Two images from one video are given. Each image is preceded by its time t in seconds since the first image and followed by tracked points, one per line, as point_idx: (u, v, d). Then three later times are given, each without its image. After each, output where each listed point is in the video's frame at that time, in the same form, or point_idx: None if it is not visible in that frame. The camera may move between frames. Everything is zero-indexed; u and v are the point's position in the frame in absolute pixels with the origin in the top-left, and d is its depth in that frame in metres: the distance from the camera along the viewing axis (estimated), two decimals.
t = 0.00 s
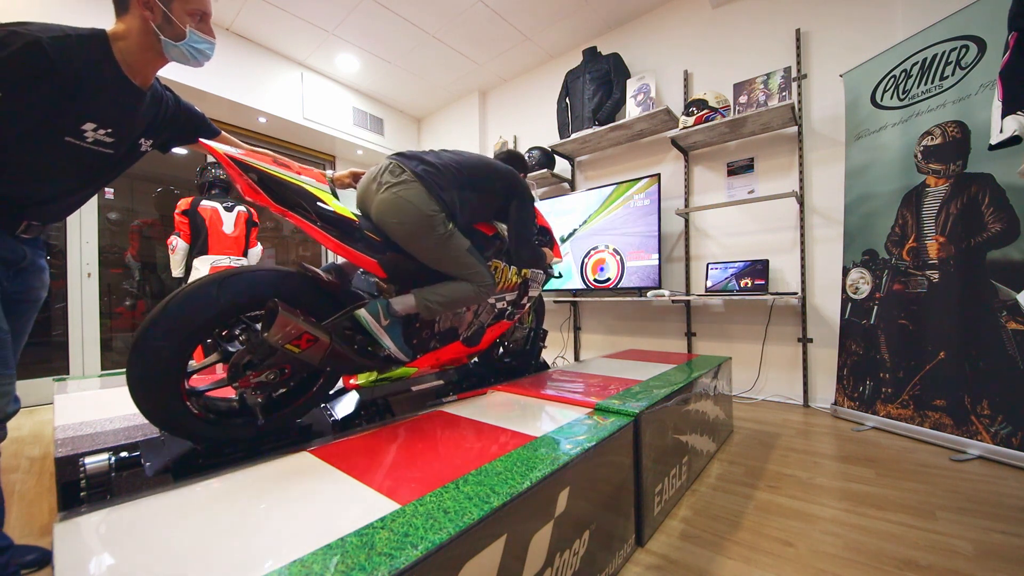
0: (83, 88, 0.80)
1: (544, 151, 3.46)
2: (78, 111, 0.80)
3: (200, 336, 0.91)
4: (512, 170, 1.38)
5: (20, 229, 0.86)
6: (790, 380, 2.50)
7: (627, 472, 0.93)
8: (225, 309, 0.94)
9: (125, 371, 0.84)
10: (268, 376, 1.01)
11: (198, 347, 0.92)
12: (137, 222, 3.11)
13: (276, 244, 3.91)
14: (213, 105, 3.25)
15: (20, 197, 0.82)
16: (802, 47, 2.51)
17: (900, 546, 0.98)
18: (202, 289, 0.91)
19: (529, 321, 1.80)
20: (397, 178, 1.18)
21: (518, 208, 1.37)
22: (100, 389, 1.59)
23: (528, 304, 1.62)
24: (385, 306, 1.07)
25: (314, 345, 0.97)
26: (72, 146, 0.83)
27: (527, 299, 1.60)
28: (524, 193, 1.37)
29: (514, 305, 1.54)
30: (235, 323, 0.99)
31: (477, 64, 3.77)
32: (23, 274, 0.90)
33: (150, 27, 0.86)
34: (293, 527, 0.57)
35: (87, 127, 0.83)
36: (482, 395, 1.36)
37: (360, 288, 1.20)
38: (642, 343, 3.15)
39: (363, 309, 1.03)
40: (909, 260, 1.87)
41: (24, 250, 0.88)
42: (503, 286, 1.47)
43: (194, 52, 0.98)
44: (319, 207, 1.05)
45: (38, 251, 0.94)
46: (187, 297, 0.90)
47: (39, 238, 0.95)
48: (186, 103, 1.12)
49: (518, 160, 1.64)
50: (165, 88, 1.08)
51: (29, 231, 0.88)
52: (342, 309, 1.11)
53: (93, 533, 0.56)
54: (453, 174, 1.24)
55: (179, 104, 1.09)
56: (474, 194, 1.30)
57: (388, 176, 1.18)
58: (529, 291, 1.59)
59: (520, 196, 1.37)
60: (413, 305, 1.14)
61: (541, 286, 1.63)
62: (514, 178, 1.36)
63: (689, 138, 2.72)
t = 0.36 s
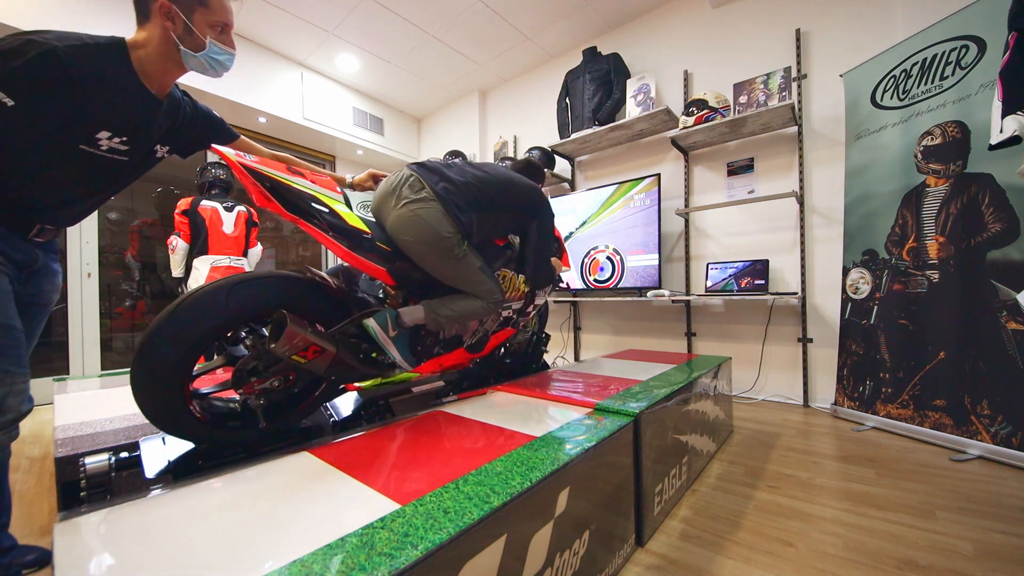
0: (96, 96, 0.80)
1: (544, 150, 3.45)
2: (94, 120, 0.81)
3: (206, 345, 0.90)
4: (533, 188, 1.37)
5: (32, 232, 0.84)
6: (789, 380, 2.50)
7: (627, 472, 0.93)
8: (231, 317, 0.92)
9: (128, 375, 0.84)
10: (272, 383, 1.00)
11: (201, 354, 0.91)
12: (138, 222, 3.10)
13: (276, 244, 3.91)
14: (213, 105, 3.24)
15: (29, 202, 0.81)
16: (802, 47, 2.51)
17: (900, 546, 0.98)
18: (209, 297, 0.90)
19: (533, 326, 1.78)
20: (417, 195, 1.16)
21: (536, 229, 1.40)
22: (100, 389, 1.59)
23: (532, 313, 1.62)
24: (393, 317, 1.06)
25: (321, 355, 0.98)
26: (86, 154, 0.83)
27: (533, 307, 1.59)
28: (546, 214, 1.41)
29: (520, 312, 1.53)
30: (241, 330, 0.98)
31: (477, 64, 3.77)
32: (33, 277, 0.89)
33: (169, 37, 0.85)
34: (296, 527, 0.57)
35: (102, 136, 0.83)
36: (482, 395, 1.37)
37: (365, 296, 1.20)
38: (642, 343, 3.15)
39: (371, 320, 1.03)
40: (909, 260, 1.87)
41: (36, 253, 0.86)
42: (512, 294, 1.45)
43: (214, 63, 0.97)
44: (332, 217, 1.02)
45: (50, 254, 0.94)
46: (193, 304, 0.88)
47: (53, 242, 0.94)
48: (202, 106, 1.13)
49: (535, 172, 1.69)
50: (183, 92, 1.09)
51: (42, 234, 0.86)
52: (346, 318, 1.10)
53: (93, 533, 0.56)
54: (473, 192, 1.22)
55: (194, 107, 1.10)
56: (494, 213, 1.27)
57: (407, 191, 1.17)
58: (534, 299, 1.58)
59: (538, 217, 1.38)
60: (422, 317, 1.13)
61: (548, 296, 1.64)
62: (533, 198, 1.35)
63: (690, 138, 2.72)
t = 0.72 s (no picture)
0: (108, 103, 0.80)
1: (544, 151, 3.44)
2: (105, 128, 0.81)
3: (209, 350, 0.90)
4: (546, 200, 1.35)
5: (42, 236, 0.83)
6: (789, 379, 2.50)
7: (627, 472, 0.93)
8: (231, 325, 0.91)
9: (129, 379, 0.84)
10: (272, 390, 1.01)
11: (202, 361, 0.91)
12: (138, 222, 3.09)
13: (276, 244, 3.91)
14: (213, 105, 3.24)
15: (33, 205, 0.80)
16: (803, 47, 2.51)
17: (900, 546, 0.98)
18: (209, 305, 0.89)
19: (535, 330, 1.77)
20: (429, 206, 1.14)
21: (549, 245, 1.38)
22: (100, 389, 1.59)
23: (537, 320, 1.62)
24: (398, 326, 1.05)
25: (322, 365, 0.99)
26: (96, 161, 0.83)
27: (537, 312, 1.58)
28: (560, 228, 1.39)
29: (523, 318, 1.53)
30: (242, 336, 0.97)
31: (477, 64, 3.77)
32: (42, 281, 0.88)
33: (182, 44, 0.86)
34: (297, 528, 0.57)
35: (112, 143, 0.83)
36: (482, 395, 1.37)
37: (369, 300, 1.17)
38: (642, 343, 3.15)
39: (376, 328, 1.02)
40: (909, 260, 1.87)
41: (45, 257, 0.84)
42: (517, 301, 1.45)
43: (225, 70, 0.97)
44: (335, 227, 1.00)
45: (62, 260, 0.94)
46: (194, 311, 0.88)
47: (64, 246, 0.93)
48: (213, 110, 1.14)
49: (554, 178, 1.67)
50: (193, 97, 1.10)
51: (52, 238, 0.85)
52: (350, 323, 1.10)
53: (93, 533, 0.56)
54: (487, 205, 1.20)
55: (204, 111, 1.12)
56: (507, 226, 1.25)
57: (419, 202, 1.14)
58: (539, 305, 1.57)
59: (551, 230, 1.36)
60: (426, 326, 1.13)
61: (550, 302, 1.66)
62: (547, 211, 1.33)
63: (690, 138, 2.72)
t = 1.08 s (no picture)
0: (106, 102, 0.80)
1: (544, 151, 3.44)
2: (105, 128, 0.80)
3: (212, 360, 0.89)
4: (560, 216, 1.35)
5: (46, 237, 0.82)
6: (789, 379, 2.50)
7: (627, 473, 0.93)
8: (231, 337, 0.91)
9: (130, 386, 0.84)
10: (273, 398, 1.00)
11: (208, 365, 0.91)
12: (138, 222, 3.11)
13: (276, 244, 3.91)
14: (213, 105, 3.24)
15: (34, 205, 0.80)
16: (803, 47, 2.51)
17: (900, 546, 0.98)
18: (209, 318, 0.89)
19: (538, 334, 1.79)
20: (441, 224, 1.14)
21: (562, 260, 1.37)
22: (100, 389, 1.59)
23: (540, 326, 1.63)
24: (403, 337, 1.07)
25: (323, 377, 1.00)
26: (96, 161, 0.82)
27: (541, 319, 1.63)
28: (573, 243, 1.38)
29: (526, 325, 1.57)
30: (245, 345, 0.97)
31: (477, 64, 3.77)
32: (47, 282, 0.88)
33: (183, 43, 0.86)
34: (298, 529, 0.56)
35: (112, 143, 0.83)
36: (482, 395, 1.37)
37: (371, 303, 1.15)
38: (642, 343, 3.15)
39: (381, 339, 1.03)
40: (909, 260, 1.87)
41: (48, 258, 0.84)
42: (523, 308, 1.50)
43: (228, 68, 0.98)
44: (341, 240, 0.98)
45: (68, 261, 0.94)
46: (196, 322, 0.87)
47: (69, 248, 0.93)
48: (215, 111, 1.15)
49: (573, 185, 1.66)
50: (196, 97, 1.11)
51: (57, 240, 0.85)
52: (354, 331, 1.11)
53: (93, 533, 0.56)
54: (500, 223, 1.21)
55: (207, 112, 1.12)
56: (518, 243, 1.26)
57: (430, 218, 1.15)
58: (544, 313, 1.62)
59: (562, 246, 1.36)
60: (432, 337, 1.15)
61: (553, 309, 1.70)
62: (560, 228, 1.33)
63: (690, 138, 2.72)
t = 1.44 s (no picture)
0: (104, 103, 0.80)
1: (544, 151, 3.45)
2: (103, 129, 0.80)
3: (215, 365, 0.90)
4: (574, 232, 1.33)
5: (48, 240, 0.82)
6: (789, 379, 2.50)
7: (626, 473, 0.93)
8: (235, 345, 0.91)
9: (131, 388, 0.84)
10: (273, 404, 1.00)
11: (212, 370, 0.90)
12: (138, 222, 3.12)
13: (276, 244, 3.92)
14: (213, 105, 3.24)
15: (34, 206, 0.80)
16: (803, 47, 2.51)
17: (900, 546, 0.98)
18: (212, 325, 0.89)
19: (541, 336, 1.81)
20: (451, 239, 1.15)
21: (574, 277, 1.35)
22: (100, 389, 1.59)
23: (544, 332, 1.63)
24: (406, 349, 1.09)
25: (326, 384, 0.98)
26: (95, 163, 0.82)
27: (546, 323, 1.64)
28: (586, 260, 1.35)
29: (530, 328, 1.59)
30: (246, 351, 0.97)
31: (477, 64, 3.77)
32: (48, 283, 0.88)
33: (183, 43, 0.86)
34: (298, 530, 0.56)
35: (110, 144, 0.82)
36: (482, 395, 1.38)
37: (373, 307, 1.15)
38: (642, 343, 3.15)
39: (382, 348, 1.06)
40: (909, 259, 1.87)
41: (50, 260, 0.84)
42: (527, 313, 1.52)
43: (228, 68, 0.98)
44: (346, 249, 1.00)
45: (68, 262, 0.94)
46: (200, 328, 0.88)
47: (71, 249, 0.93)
48: (218, 110, 1.15)
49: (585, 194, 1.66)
50: (200, 98, 1.11)
51: (60, 241, 0.85)
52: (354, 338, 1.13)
53: (93, 533, 0.56)
54: (511, 240, 1.20)
55: (211, 113, 1.13)
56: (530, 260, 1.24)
57: (440, 233, 1.16)
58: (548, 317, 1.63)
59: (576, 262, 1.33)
60: (436, 351, 1.17)
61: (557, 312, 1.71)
62: (573, 245, 1.31)
63: (690, 138, 2.72)
